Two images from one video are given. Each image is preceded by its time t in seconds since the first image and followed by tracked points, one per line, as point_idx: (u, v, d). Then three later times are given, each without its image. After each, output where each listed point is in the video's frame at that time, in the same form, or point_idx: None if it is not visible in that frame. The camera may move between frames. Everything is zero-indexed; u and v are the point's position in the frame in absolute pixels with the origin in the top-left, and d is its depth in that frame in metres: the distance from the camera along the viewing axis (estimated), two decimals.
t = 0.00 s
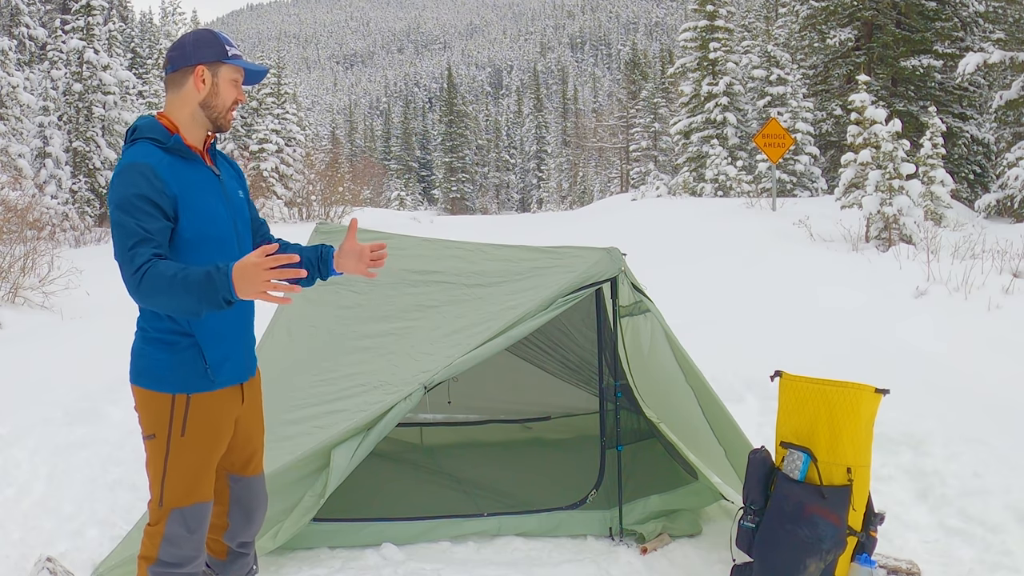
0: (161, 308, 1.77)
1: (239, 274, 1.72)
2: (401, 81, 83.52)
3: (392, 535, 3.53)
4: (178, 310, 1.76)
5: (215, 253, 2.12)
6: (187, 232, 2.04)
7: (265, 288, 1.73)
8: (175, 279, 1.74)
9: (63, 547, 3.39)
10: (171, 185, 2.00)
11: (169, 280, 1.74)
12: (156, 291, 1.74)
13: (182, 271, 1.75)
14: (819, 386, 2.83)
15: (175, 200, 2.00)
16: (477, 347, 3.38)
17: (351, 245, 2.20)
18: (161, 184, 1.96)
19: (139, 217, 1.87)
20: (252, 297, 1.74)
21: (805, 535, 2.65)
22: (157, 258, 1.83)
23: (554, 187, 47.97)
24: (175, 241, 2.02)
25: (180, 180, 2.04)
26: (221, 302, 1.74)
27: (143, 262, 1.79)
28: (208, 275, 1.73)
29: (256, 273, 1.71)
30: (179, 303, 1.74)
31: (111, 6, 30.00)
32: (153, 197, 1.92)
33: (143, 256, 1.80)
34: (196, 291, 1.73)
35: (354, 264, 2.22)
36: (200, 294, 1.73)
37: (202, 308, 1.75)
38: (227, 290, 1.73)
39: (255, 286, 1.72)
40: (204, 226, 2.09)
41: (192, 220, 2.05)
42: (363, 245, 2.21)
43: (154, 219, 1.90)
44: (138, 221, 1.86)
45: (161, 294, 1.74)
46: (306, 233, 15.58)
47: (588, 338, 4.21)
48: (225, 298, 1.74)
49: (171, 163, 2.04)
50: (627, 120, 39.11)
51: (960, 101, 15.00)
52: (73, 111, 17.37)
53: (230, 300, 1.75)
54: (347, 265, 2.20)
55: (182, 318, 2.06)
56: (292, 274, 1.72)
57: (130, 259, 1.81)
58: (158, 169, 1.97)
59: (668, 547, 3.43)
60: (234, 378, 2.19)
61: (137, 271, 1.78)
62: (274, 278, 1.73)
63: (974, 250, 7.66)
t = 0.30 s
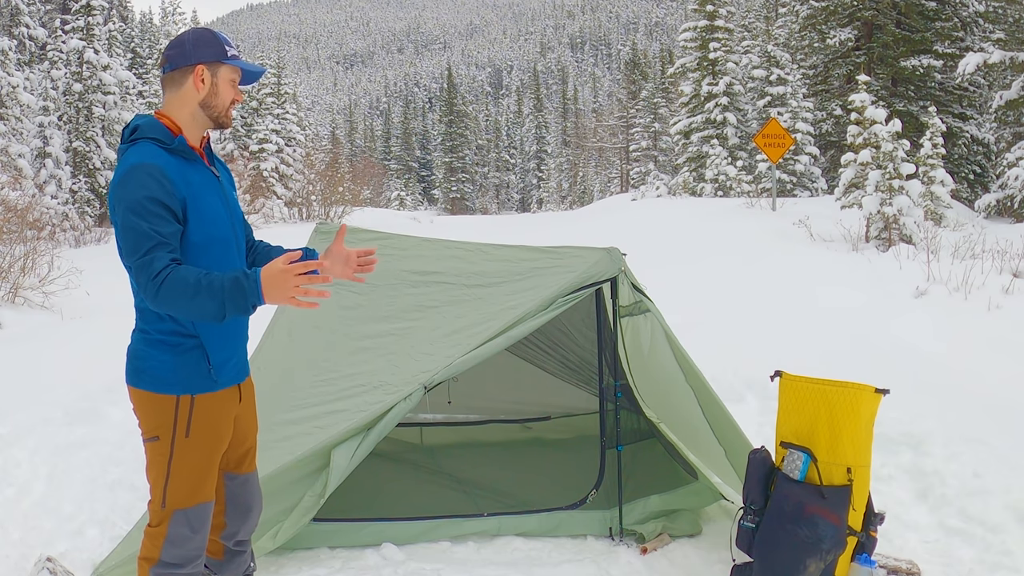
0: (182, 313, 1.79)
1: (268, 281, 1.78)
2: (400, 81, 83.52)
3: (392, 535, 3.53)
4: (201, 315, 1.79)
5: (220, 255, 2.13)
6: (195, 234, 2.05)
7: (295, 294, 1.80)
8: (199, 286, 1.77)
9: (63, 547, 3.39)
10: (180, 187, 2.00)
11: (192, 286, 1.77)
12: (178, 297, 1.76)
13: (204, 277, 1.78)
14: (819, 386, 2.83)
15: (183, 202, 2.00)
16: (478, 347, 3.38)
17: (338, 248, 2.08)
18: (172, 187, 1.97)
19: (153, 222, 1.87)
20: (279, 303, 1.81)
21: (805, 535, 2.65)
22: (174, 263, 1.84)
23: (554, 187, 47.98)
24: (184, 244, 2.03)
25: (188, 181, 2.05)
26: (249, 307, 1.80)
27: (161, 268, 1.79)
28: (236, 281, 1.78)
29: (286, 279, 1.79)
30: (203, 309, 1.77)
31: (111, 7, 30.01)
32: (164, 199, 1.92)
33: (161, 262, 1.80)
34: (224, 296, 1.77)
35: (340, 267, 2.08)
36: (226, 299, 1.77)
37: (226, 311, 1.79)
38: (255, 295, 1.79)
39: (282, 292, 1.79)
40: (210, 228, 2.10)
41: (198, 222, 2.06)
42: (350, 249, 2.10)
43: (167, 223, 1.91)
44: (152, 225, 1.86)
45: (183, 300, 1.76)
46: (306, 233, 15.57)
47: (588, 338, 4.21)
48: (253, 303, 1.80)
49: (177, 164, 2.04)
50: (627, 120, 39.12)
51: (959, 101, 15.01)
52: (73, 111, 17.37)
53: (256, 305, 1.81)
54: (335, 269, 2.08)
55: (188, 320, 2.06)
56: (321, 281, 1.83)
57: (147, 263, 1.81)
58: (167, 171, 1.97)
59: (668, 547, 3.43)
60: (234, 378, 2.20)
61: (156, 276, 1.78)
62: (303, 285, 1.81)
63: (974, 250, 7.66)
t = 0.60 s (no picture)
0: (182, 316, 1.79)
1: (269, 286, 1.78)
2: (400, 81, 83.50)
3: (392, 535, 3.53)
4: (201, 319, 1.79)
5: (221, 257, 2.13)
6: (197, 236, 2.05)
7: (295, 301, 1.80)
8: (200, 290, 1.76)
9: (63, 547, 3.39)
10: (182, 190, 2.00)
11: (193, 289, 1.76)
12: (178, 300, 1.76)
13: (205, 281, 1.78)
14: (819, 386, 2.83)
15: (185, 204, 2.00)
16: (478, 347, 3.38)
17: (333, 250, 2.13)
18: (174, 189, 1.96)
19: (154, 222, 1.87)
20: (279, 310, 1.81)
21: (805, 535, 2.65)
22: (175, 265, 1.83)
23: (554, 187, 47.99)
24: (185, 245, 2.02)
25: (190, 182, 2.05)
26: (250, 312, 1.80)
27: (162, 271, 1.79)
28: (237, 286, 1.79)
29: (287, 286, 1.78)
30: (203, 313, 1.77)
31: (111, 7, 30.03)
32: (167, 202, 1.92)
33: (162, 264, 1.80)
34: (225, 300, 1.77)
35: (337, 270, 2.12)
36: (227, 304, 1.77)
37: (227, 316, 1.79)
38: (256, 300, 1.79)
39: (283, 298, 1.79)
40: (212, 229, 2.10)
41: (200, 223, 2.06)
42: (344, 253, 2.15)
43: (169, 225, 1.91)
44: (154, 228, 1.86)
45: (183, 303, 1.76)
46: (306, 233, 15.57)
47: (588, 337, 4.22)
48: (253, 308, 1.80)
49: (179, 166, 2.04)
50: (627, 120, 39.12)
51: (959, 101, 15.02)
52: (73, 111, 17.38)
53: (257, 310, 1.80)
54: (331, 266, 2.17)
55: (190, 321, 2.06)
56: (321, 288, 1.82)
57: (149, 266, 1.81)
58: (169, 173, 1.97)
59: (668, 547, 3.43)
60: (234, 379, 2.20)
61: (157, 279, 1.78)
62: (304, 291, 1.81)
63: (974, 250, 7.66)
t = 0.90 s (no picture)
0: (179, 315, 1.79)
1: (267, 286, 1.78)
2: (400, 82, 83.49)
3: (392, 535, 3.53)
4: (200, 318, 1.79)
5: (223, 256, 2.13)
6: (199, 236, 2.05)
7: (292, 300, 1.80)
8: (198, 288, 1.77)
9: (63, 547, 3.39)
10: (185, 189, 2.00)
11: (191, 288, 1.77)
12: (176, 299, 1.76)
13: (203, 280, 1.78)
14: (819, 386, 2.83)
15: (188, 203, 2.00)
16: (478, 347, 3.38)
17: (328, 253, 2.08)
18: (177, 188, 1.96)
19: (156, 220, 1.87)
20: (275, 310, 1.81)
21: (805, 535, 2.65)
22: (175, 264, 1.83)
23: (554, 187, 47.97)
24: (186, 244, 2.02)
25: (193, 181, 2.04)
26: (247, 313, 1.80)
27: (161, 269, 1.79)
28: (235, 286, 1.79)
29: (285, 286, 1.79)
30: (201, 312, 1.78)
31: (111, 6, 30.03)
32: (169, 201, 1.92)
33: (162, 263, 1.80)
34: (222, 300, 1.77)
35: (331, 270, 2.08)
36: (225, 303, 1.77)
37: (224, 316, 1.79)
38: (253, 300, 1.79)
39: (279, 299, 1.79)
40: (214, 228, 2.10)
41: (202, 223, 2.06)
42: (339, 255, 2.09)
43: (170, 224, 1.91)
44: (155, 226, 1.86)
45: (181, 302, 1.76)
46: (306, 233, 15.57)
47: (588, 338, 4.22)
48: (251, 309, 1.80)
49: (182, 165, 2.04)
50: (627, 119, 39.12)
51: (959, 101, 15.03)
52: (73, 111, 17.38)
53: (255, 311, 1.81)
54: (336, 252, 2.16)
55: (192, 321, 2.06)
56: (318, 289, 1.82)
57: (148, 265, 1.81)
58: (172, 172, 1.97)
59: (668, 547, 3.43)
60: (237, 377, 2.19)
61: (156, 278, 1.78)
62: (301, 291, 1.81)
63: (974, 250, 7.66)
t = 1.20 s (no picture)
0: (179, 308, 1.79)
1: (263, 272, 1.78)
2: (400, 82, 83.48)
3: (392, 535, 3.53)
4: (200, 310, 1.79)
5: (227, 252, 2.13)
6: (201, 233, 2.05)
7: (289, 286, 1.79)
8: (197, 280, 1.77)
9: (63, 547, 3.39)
10: (188, 186, 2.00)
11: (190, 280, 1.77)
12: (176, 292, 1.77)
13: (202, 272, 1.79)
14: (819, 386, 2.83)
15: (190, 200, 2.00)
16: (477, 347, 3.38)
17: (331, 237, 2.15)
18: (179, 185, 1.96)
19: (157, 217, 1.87)
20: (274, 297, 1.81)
21: (805, 535, 2.65)
22: (175, 258, 1.84)
23: (554, 187, 47.97)
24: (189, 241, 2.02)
25: (195, 178, 2.04)
26: (246, 301, 1.80)
27: (161, 264, 1.80)
28: (233, 276, 1.79)
29: (280, 272, 1.78)
30: (201, 304, 1.78)
31: (111, 6, 30.05)
32: (171, 197, 1.92)
33: (162, 257, 1.81)
34: (221, 291, 1.77)
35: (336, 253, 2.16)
36: (224, 293, 1.78)
37: (224, 306, 1.79)
38: (251, 287, 1.79)
39: (276, 285, 1.78)
40: (218, 224, 2.09)
41: (205, 219, 2.05)
42: (343, 238, 2.17)
43: (172, 220, 1.91)
44: (157, 223, 1.86)
45: (181, 295, 1.77)
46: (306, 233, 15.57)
47: (588, 338, 4.21)
48: (250, 296, 1.80)
49: (185, 162, 2.04)
50: (627, 119, 39.12)
51: (959, 101, 15.03)
52: (73, 111, 17.39)
53: (254, 298, 1.80)
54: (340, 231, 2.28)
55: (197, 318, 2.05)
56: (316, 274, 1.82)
57: (148, 260, 1.81)
58: (174, 169, 1.97)
59: (668, 547, 3.43)
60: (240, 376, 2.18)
61: (157, 273, 1.79)
62: (297, 277, 1.80)
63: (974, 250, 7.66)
